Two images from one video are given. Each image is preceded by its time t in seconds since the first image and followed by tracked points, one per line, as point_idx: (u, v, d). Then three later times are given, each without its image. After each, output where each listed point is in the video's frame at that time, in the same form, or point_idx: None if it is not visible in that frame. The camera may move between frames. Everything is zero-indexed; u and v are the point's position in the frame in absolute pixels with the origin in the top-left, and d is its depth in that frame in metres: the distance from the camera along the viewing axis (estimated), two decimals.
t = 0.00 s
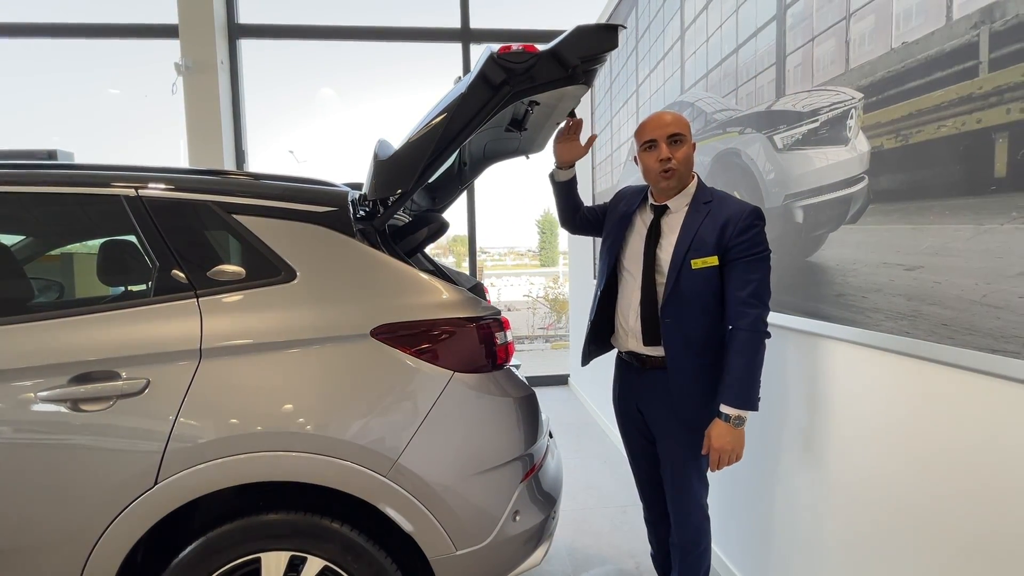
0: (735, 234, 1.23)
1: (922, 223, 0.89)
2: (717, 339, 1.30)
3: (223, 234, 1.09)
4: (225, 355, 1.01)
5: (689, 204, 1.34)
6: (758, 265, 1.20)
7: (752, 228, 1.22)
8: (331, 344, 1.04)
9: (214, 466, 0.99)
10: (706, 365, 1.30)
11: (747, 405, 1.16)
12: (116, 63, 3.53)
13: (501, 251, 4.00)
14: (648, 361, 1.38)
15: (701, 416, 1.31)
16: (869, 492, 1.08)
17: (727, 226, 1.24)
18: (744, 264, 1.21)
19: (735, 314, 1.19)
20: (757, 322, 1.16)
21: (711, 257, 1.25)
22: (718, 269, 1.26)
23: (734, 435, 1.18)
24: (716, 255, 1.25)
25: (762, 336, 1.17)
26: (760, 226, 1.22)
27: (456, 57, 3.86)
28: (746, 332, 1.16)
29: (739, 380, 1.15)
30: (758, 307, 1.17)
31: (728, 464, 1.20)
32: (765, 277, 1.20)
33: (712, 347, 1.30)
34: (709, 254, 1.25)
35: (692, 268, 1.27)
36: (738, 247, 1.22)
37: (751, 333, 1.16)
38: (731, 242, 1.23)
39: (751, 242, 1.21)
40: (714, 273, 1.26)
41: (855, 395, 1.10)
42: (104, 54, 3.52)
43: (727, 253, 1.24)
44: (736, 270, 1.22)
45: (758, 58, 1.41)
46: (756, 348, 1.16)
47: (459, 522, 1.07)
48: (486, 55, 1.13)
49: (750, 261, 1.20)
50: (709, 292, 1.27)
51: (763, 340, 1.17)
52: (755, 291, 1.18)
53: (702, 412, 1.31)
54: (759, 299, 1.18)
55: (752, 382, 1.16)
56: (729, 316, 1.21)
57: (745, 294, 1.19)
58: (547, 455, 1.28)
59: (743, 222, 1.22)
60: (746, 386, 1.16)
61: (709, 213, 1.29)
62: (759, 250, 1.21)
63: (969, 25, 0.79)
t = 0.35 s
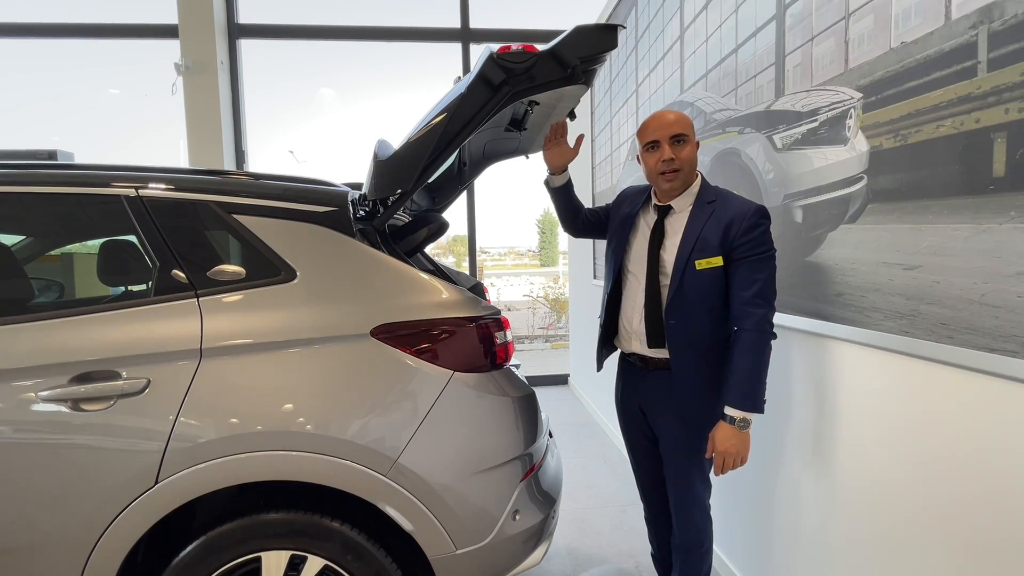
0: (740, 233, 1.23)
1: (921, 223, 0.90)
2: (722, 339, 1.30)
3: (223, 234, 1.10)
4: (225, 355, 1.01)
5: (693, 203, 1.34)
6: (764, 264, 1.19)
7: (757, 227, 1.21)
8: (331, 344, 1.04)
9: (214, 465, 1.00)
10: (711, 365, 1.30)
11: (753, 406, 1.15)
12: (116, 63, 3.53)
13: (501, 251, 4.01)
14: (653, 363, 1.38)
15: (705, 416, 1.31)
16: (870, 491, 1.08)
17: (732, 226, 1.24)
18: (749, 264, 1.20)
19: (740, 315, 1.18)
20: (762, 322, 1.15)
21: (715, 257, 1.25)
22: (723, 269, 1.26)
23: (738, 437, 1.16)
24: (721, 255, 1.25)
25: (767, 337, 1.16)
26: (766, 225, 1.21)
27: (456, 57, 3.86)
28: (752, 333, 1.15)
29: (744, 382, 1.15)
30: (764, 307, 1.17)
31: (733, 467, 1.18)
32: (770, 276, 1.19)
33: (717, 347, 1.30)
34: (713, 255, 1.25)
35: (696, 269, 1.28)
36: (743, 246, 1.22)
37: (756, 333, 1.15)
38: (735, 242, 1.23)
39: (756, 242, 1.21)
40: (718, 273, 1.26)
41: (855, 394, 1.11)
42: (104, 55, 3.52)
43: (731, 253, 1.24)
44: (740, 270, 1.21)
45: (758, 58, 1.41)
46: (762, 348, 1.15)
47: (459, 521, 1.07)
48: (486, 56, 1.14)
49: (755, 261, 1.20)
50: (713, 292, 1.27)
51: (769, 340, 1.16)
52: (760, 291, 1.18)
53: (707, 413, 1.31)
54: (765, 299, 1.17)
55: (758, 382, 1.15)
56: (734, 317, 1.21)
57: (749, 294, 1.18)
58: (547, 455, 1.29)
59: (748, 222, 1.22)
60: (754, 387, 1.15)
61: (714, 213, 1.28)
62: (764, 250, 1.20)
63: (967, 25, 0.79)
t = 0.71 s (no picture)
0: (744, 236, 1.22)
1: (920, 222, 0.90)
2: (725, 341, 1.30)
3: (224, 234, 1.10)
4: (226, 354, 1.01)
5: (697, 204, 1.34)
6: (769, 267, 1.19)
7: (761, 230, 1.21)
8: (332, 343, 1.05)
9: (215, 464, 1.00)
10: (714, 367, 1.30)
11: (756, 411, 1.15)
12: (116, 62, 3.53)
13: (501, 250, 4.01)
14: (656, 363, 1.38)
15: (708, 418, 1.32)
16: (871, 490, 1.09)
17: (737, 229, 1.24)
18: (753, 267, 1.20)
19: (744, 318, 1.18)
20: (767, 326, 1.15)
21: (719, 260, 1.25)
22: (726, 272, 1.26)
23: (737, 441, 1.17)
24: (725, 258, 1.25)
25: (771, 341, 1.16)
26: (772, 227, 1.21)
27: (456, 56, 3.86)
28: (755, 337, 1.15)
29: (747, 387, 1.15)
30: (768, 311, 1.16)
31: (732, 471, 1.20)
32: (775, 280, 1.18)
33: (720, 350, 1.30)
34: (717, 257, 1.25)
35: (700, 271, 1.28)
36: (747, 249, 1.21)
37: (760, 337, 1.15)
38: (740, 244, 1.23)
39: (760, 245, 1.20)
40: (722, 276, 1.26)
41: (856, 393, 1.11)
42: (104, 55, 3.52)
43: (735, 256, 1.24)
44: (744, 273, 1.21)
45: (757, 58, 1.42)
46: (767, 353, 1.14)
47: (459, 520, 1.08)
48: (486, 56, 1.14)
49: (760, 264, 1.19)
50: (716, 295, 1.27)
51: (773, 344, 1.16)
52: (765, 295, 1.17)
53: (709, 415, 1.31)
54: (769, 303, 1.17)
55: (761, 387, 1.14)
56: (737, 320, 1.21)
57: (754, 297, 1.18)
58: (547, 454, 1.29)
59: (753, 225, 1.21)
60: (757, 392, 1.15)
61: (718, 215, 1.28)
62: (769, 252, 1.20)
63: (967, 25, 0.80)
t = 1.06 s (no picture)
0: (745, 236, 1.22)
1: (921, 221, 0.90)
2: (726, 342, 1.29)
3: (224, 232, 1.10)
4: (225, 353, 1.01)
5: (698, 204, 1.33)
6: (769, 268, 1.18)
7: (762, 230, 1.21)
8: (331, 342, 1.05)
9: (215, 463, 1.00)
10: (715, 368, 1.30)
11: (755, 412, 1.15)
12: (116, 62, 3.53)
13: (501, 250, 4.01)
14: (656, 362, 1.39)
15: (706, 419, 1.32)
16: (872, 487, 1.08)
17: (737, 229, 1.23)
18: (753, 267, 1.20)
19: (744, 319, 1.18)
20: (767, 327, 1.15)
21: (720, 261, 1.25)
22: (726, 272, 1.25)
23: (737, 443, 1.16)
24: (725, 258, 1.24)
25: (771, 342, 1.15)
26: (772, 228, 1.21)
27: (456, 55, 3.86)
28: (754, 338, 1.14)
29: (747, 388, 1.14)
30: (768, 312, 1.16)
31: (733, 473, 1.19)
32: (776, 280, 1.18)
33: (721, 350, 1.30)
34: (717, 258, 1.25)
35: (699, 271, 1.27)
36: (747, 249, 1.21)
37: (759, 337, 1.14)
38: (740, 245, 1.22)
39: (761, 246, 1.20)
40: (721, 276, 1.26)
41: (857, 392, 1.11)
42: (104, 54, 3.52)
43: (735, 257, 1.24)
44: (745, 273, 1.21)
45: (757, 57, 1.41)
46: (766, 354, 1.14)
47: (459, 519, 1.08)
48: (486, 54, 1.13)
49: (761, 264, 1.19)
50: (717, 295, 1.27)
51: (773, 344, 1.16)
52: (765, 295, 1.17)
53: (707, 415, 1.31)
54: (769, 303, 1.17)
55: (760, 389, 1.14)
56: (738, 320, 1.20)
57: (753, 298, 1.18)
58: (547, 452, 1.29)
59: (753, 226, 1.21)
60: (756, 393, 1.14)
61: (719, 215, 1.28)
62: (770, 253, 1.19)
63: (967, 23, 0.79)
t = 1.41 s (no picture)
0: (729, 233, 1.23)
1: (923, 219, 0.89)
2: (711, 337, 1.30)
3: (223, 231, 1.09)
4: (225, 352, 1.01)
5: (683, 202, 1.34)
6: (753, 263, 1.20)
7: (745, 226, 1.22)
8: (331, 341, 1.04)
9: (214, 462, 0.99)
10: (702, 363, 1.31)
11: (746, 403, 1.15)
12: (116, 61, 3.53)
13: (501, 249, 4.00)
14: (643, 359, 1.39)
15: (696, 414, 1.31)
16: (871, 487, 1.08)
17: (721, 226, 1.25)
18: (738, 263, 1.21)
19: (729, 313, 1.19)
20: (754, 320, 1.16)
21: (705, 257, 1.26)
22: (712, 268, 1.26)
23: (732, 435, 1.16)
24: (710, 254, 1.25)
25: (758, 334, 1.16)
26: (754, 225, 1.22)
27: (456, 54, 3.85)
28: (741, 331, 1.15)
29: (736, 379, 1.15)
30: (754, 305, 1.17)
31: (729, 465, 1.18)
32: (760, 275, 1.19)
33: (707, 345, 1.30)
34: (702, 254, 1.26)
35: (686, 267, 1.28)
36: (731, 245, 1.22)
37: (746, 330, 1.15)
38: (725, 240, 1.23)
39: (745, 242, 1.21)
40: (707, 272, 1.27)
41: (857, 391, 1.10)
42: (104, 53, 3.52)
43: (720, 253, 1.25)
44: (729, 269, 1.22)
45: (758, 55, 1.41)
46: (754, 346, 1.15)
47: (459, 518, 1.07)
48: (486, 52, 1.13)
49: (745, 260, 1.20)
50: (703, 291, 1.27)
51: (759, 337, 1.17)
52: (750, 289, 1.18)
53: (697, 411, 1.31)
54: (754, 297, 1.18)
55: (749, 381, 1.15)
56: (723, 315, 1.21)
57: (738, 292, 1.19)
58: (547, 451, 1.29)
59: (737, 222, 1.22)
60: (745, 384, 1.15)
61: (703, 213, 1.29)
62: (753, 249, 1.21)
63: (970, 21, 0.79)
